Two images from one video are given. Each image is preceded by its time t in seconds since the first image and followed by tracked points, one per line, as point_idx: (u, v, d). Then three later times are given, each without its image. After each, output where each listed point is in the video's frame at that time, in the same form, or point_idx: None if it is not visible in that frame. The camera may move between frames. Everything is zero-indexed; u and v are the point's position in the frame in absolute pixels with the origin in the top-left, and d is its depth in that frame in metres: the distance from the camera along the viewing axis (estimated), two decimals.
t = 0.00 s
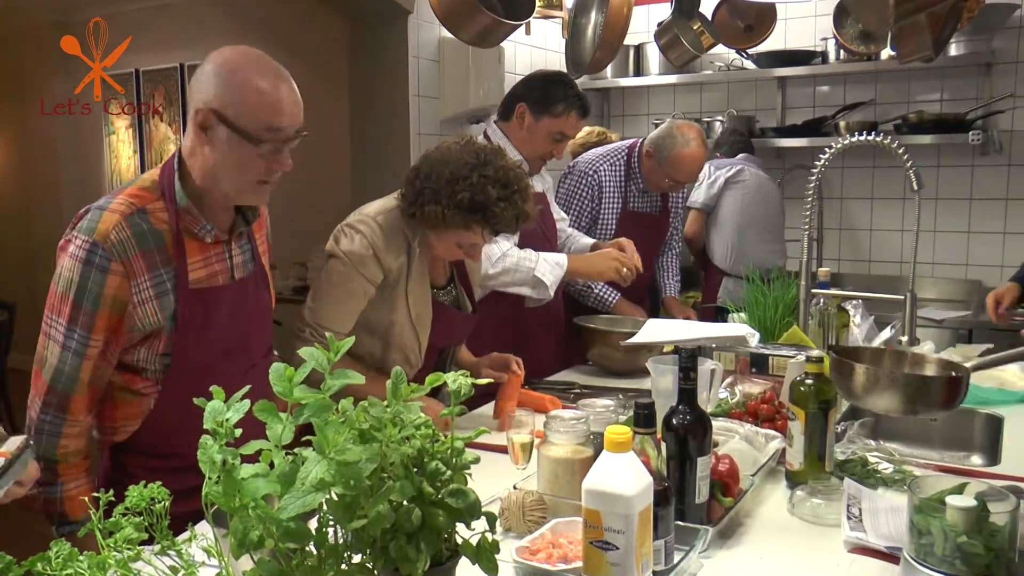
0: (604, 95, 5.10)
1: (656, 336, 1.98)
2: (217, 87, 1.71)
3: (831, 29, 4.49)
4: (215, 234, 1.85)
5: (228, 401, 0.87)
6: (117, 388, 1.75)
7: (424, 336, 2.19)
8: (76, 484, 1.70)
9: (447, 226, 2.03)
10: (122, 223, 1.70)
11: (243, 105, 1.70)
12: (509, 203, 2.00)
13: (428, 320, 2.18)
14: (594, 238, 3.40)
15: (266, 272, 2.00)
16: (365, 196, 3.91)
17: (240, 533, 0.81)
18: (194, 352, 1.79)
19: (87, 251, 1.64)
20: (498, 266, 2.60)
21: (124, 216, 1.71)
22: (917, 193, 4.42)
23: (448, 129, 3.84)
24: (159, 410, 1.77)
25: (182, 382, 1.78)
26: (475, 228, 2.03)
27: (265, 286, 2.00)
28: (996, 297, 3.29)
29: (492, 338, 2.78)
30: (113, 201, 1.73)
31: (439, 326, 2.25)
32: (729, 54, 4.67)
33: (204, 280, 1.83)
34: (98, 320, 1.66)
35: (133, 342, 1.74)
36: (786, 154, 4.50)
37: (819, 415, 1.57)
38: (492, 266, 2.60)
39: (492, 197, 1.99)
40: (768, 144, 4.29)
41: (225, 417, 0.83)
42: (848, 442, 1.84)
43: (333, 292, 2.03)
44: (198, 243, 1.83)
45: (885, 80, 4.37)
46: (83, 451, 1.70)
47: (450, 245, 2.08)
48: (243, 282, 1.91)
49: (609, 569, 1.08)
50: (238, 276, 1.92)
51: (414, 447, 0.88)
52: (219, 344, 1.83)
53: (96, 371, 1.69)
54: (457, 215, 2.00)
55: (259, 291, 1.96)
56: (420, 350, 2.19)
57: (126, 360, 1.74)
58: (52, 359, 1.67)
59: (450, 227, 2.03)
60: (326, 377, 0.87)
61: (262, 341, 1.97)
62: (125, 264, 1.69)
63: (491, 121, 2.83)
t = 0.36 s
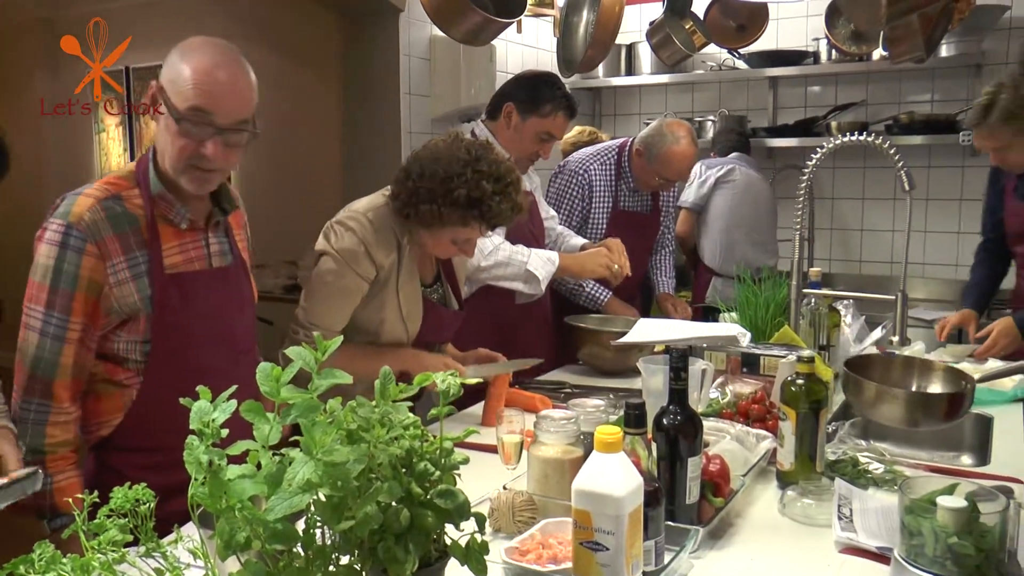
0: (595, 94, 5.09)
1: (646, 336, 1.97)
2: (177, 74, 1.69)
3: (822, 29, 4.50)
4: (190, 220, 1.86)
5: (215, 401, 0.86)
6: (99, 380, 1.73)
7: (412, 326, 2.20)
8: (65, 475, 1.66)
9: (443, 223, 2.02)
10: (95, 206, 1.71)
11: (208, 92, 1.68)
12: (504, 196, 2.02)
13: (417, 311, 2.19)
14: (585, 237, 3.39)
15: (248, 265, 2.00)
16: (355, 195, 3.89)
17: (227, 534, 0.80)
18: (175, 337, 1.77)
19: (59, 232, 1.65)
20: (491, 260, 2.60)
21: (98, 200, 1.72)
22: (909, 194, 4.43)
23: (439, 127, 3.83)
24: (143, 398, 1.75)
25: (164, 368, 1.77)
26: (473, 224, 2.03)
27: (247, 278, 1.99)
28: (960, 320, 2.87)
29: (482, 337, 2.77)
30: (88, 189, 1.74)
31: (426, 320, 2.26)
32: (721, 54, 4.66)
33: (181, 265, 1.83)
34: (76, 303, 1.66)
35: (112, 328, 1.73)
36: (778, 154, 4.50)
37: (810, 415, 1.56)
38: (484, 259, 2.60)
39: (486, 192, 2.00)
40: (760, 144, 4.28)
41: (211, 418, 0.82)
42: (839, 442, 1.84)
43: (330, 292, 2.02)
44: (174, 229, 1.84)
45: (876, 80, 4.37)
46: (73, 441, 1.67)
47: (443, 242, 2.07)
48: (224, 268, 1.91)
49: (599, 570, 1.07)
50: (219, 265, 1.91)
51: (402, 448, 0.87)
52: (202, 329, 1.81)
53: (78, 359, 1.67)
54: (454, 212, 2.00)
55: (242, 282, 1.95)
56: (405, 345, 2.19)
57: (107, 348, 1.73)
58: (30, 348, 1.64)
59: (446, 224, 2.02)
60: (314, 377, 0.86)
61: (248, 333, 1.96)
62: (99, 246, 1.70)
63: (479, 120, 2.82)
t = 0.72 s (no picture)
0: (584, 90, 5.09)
1: (633, 332, 1.97)
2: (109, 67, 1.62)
3: (810, 27, 4.50)
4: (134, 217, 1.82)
5: (197, 396, 0.85)
6: (52, 383, 1.72)
7: (399, 317, 2.19)
8: (25, 484, 1.66)
9: (431, 214, 2.01)
10: (30, 212, 1.69)
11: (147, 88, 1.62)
12: (492, 186, 2.01)
13: (404, 304, 2.18)
14: (572, 232, 3.38)
15: (209, 257, 1.93)
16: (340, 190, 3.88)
17: (209, 531, 0.79)
18: (118, 339, 1.74)
19: None
20: (479, 254, 2.59)
21: (34, 206, 1.70)
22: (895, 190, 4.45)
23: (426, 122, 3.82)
24: (92, 401, 1.73)
25: (112, 370, 1.73)
26: (461, 215, 2.02)
27: (208, 270, 1.93)
28: (943, 324, 2.83)
29: (468, 333, 2.77)
30: (30, 193, 1.73)
31: (413, 313, 2.25)
32: (709, 50, 4.66)
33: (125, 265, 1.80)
34: (14, 312, 1.65)
35: (56, 331, 1.71)
36: (766, 150, 4.51)
37: (796, 410, 1.57)
38: (472, 253, 2.59)
39: (475, 181, 1.99)
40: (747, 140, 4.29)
41: (193, 412, 0.81)
42: (825, 438, 1.84)
43: (320, 285, 2.01)
44: (118, 227, 1.80)
45: (864, 77, 4.38)
46: (31, 450, 1.67)
47: (432, 234, 2.06)
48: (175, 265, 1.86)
49: (584, 566, 1.07)
50: (169, 261, 1.87)
51: (385, 443, 0.87)
52: (146, 329, 1.78)
53: (25, 363, 1.67)
54: (442, 201, 1.98)
55: (199, 277, 1.90)
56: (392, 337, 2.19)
57: (55, 351, 1.71)
58: None
59: (435, 214, 2.00)
60: (298, 371, 0.85)
61: (211, 327, 1.91)
62: (36, 251, 1.68)
63: (465, 115, 2.81)
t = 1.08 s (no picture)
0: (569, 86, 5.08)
1: (619, 327, 1.97)
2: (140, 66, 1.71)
3: (795, 22, 4.51)
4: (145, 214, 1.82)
5: (180, 394, 0.84)
6: (58, 379, 1.70)
7: (387, 312, 2.18)
8: (30, 483, 1.63)
9: (420, 206, 2.00)
10: (46, 207, 1.66)
11: (180, 79, 1.69)
12: (480, 179, 2.01)
13: (392, 298, 2.18)
14: (558, 228, 3.39)
15: (205, 255, 1.96)
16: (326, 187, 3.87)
17: (192, 529, 0.79)
18: (130, 335, 1.75)
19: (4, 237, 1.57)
20: (464, 249, 2.59)
21: (49, 201, 1.67)
22: (880, 185, 4.47)
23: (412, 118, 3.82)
24: (102, 396, 1.74)
25: (123, 366, 1.75)
26: (449, 207, 2.01)
27: (205, 268, 1.96)
28: (916, 314, 2.87)
29: (454, 329, 2.76)
30: (39, 187, 1.69)
31: (400, 307, 2.24)
32: (695, 46, 4.66)
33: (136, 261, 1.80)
34: (33, 307, 1.61)
35: (69, 327, 1.69)
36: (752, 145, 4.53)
37: (781, 403, 1.57)
38: (458, 248, 2.59)
39: (463, 173, 1.99)
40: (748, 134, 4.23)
41: (175, 410, 0.81)
42: (810, 431, 1.85)
43: (309, 279, 2.01)
44: (129, 224, 1.80)
45: (849, 72, 4.40)
46: (38, 448, 1.64)
47: (420, 227, 2.06)
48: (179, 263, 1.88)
49: (569, 561, 1.08)
50: (174, 258, 1.88)
51: (369, 440, 0.86)
52: (156, 325, 1.80)
53: (39, 359, 1.64)
54: (431, 193, 1.98)
55: (197, 276, 1.92)
56: (380, 331, 2.18)
57: (65, 347, 1.69)
58: None
59: (424, 206, 2.00)
60: (281, 368, 0.85)
61: (206, 324, 1.93)
62: (53, 248, 1.65)
63: (450, 110, 2.80)
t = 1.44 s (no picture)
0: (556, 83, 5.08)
1: (606, 323, 1.97)
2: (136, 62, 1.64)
3: (780, 18, 4.53)
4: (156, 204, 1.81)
5: (164, 392, 0.84)
6: (60, 363, 1.69)
7: (377, 309, 2.18)
8: (48, 462, 1.61)
9: (406, 200, 1.99)
10: (62, 189, 1.66)
11: (154, 68, 1.63)
12: (466, 175, 2.01)
13: (381, 292, 2.17)
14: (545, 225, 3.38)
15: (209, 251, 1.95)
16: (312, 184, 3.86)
17: (178, 528, 0.78)
18: (135, 321, 1.74)
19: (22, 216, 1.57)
20: (452, 246, 2.58)
21: (64, 184, 1.67)
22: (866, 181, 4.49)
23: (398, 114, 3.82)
24: (104, 381, 1.72)
25: (127, 352, 1.74)
26: (434, 202, 2.01)
27: (209, 263, 1.95)
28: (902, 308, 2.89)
29: (441, 326, 2.76)
30: (52, 172, 1.69)
31: (388, 303, 2.24)
32: (681, 42, 4.67)
33: (144, 250, 1.79)
34: (44, 284, 1.61)
35: (77, 309, 1.68)
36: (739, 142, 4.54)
37: (768, 398, 1.58)
38: (446, 245, 2.58)
39: (449, 167, 1.99)
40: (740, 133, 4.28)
41: (160, 409, 0.80)
42: (796, 426, 1.86)
43: (305, 274, 2.01)
44: (140, 213, 1.79)
45: (835, 69, 4.42)
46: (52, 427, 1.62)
47: (405, 222, 2.05)
48: (186, 255, 1.87)
49: (556, 557, 1.08)
50: (180, 250, 1.87)
51: (355, 438, 0.86)
52: (161, 313, 1.79)
53: (46, 340, 1.63)
54: (416, 187, 1.97)
55: (200, 270, 1.91)
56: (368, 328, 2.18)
57: (70, 331, 1.68)
58: None
59: (409, 201, 2.00)
60: (265, 366, 0.84)
61: (207, 318, 1.92)
62: (66, 229, 1.65)
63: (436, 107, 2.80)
